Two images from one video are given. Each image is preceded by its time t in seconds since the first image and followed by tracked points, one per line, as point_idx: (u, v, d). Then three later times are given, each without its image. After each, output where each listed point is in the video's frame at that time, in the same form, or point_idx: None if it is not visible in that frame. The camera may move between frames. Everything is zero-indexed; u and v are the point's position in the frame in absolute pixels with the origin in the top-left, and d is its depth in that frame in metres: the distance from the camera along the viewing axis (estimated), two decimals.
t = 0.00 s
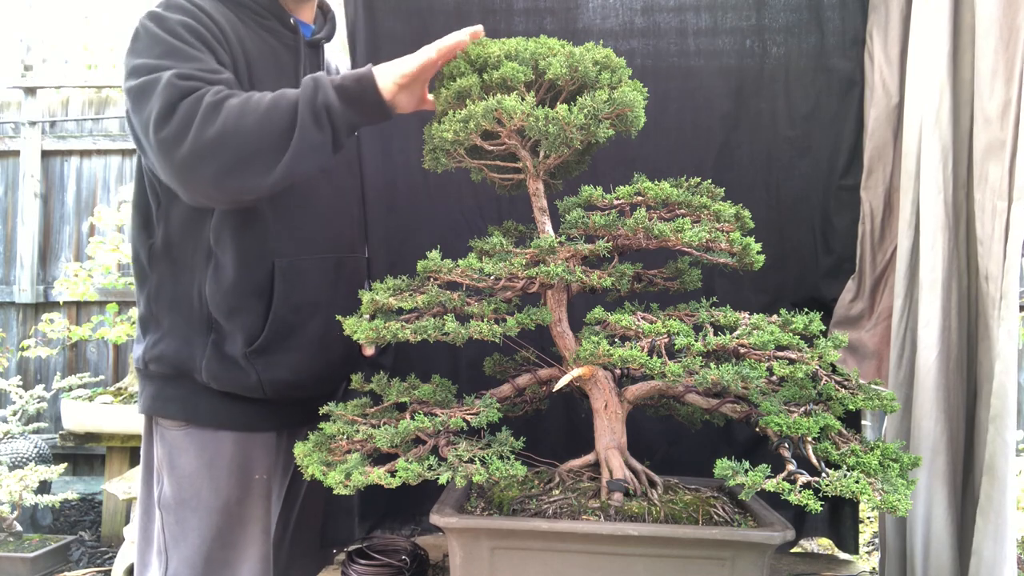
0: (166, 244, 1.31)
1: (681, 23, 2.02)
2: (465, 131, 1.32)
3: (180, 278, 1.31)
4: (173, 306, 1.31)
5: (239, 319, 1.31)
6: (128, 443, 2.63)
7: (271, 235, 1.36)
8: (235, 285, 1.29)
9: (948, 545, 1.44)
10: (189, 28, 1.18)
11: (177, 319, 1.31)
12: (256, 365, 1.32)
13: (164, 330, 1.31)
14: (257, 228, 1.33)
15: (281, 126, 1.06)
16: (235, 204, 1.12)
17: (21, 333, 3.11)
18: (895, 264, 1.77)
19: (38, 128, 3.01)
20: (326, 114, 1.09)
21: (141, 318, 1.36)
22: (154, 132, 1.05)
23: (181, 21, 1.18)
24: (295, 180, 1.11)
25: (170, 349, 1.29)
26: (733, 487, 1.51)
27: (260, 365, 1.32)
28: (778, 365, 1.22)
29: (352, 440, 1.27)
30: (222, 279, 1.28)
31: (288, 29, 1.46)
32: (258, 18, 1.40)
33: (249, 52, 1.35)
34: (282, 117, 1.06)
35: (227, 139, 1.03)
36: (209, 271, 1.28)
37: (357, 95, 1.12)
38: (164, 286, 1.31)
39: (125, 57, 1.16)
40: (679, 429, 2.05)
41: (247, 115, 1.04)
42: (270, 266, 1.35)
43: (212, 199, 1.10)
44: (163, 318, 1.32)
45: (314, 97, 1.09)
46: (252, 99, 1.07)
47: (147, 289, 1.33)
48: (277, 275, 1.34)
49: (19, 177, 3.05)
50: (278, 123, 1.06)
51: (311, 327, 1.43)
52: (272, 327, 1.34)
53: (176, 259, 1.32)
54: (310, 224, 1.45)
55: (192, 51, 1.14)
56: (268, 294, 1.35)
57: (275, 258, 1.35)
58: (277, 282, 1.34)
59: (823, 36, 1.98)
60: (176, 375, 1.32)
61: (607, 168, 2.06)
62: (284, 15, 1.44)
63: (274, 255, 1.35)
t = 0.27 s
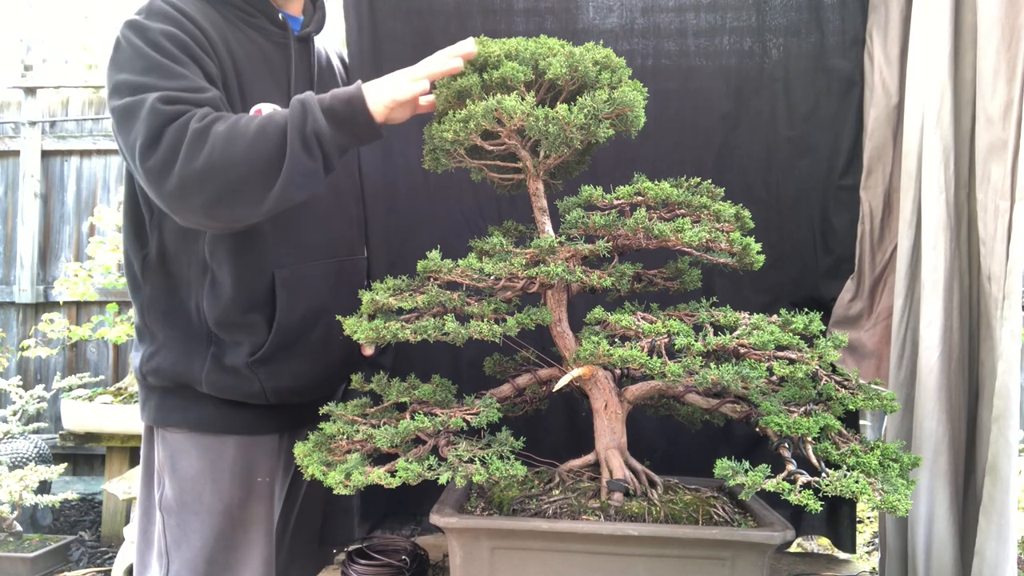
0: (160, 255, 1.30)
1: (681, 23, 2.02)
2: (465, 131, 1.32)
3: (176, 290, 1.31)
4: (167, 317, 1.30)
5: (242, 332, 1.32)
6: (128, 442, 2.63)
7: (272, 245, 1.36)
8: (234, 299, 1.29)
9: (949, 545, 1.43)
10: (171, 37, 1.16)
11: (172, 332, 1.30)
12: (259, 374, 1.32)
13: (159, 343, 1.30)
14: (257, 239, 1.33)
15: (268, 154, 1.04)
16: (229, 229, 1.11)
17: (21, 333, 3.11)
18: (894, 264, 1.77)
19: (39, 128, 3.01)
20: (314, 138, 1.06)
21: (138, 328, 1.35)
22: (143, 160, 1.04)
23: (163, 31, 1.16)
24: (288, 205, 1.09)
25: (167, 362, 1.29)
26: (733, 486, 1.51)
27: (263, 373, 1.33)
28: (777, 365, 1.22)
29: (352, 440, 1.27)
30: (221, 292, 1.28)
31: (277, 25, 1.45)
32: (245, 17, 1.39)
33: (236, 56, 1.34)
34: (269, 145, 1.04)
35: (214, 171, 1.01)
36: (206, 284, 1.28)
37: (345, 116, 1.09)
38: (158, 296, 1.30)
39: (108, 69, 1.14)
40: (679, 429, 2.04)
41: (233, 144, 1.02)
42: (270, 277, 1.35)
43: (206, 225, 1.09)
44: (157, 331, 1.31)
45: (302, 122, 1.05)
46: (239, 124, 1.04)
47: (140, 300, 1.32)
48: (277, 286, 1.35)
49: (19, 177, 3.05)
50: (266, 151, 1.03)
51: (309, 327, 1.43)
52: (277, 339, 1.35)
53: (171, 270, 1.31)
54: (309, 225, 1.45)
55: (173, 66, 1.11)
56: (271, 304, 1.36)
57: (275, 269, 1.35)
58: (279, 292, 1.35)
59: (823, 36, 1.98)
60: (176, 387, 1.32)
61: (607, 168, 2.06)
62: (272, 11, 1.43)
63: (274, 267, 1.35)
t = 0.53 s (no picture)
0: (156, 257, 1.30)
1: (681, 23, 2.02)
2: (465, 131, 1.32)
3: (172, 293, 1.31)
4: (163, 320, 1.30)
5: (242, 336, 1.32)
6: (128, 442, 2.63)
7: (272, 250, 1.36)
8: (233, 302, 1.29)
9: (949, 545, 1.43)
10: (166, 36, 1.15)
11: (168, 335, 1.29)
12: (259, 378, 1.33)
13: (154, 346, 1.29)
14: (256, 241, 1.33)
15: (266, 157, 1.03)
16: (226, 232, 1.10)
17: (21, 333, 3.11)
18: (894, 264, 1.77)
19: (39, 128, 3.01)
20: (313, 140, 1.06)
21: (133, 331, 1.34)
22: (138, 162, 1.03)
23: (157, 30, 1.15)
24: (286, 208, 1.09)
25: (165, 366, 1.28)
26: (733, 486, 1.51)
27: (263, 376, 1.33)
28: (778, 365, 1.22)
29: (352, 440, 1.27)
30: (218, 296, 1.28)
31: (272, 22, 1.45)
32: (241, 15, 1.40)
33: (232, 56, 1.34)
34: (267, 148, 1.03)
35: (211, 174, 1.01)
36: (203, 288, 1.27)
37: (343, 118, 1.10)
38: (154, 299, 1.30)
39: (101, 68, 1.13)
40: (679, 428, 2.04)
41: (231, 147, 1.01)
42: (268, 280, 1.35)
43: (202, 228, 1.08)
44: (153, 334, 1.29)
45: (300, 125, 1.05)
46: (237, 126, 1.04)
47: (136, 303, 1.31)
48: (276, 288, 1.35)
49: (19, 177, 3.05)
50: (264, 154, 1.03)
51: (308, 327, 1.43)
52: (276, 343, 1.34)
53: (168, 272, 1.31)
54: (308, 226, 1.45)
55: (169, 67, 1.11)
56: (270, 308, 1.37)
57: (274, 272, 1.36)
58: (278, 296, 1.35)
59: (823, 36, 1.98)
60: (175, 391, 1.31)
61: (607, 168, 2.06)
62: (266, 7, 1.43)
63: (272, 269, 1.36)
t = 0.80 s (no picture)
0: (155, 248, 1.30)
1: (681, 23, 2.02)
2: (465, 131, 1.32)
3: (169, 281, 1.30)
4: (162, 311, 1.30)
5: (235, 326, 1.31)
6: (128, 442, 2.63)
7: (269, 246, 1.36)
8: (229, 292, 1.29)
9: (949, 545, 1.43)
10: (176, 20, 1.16)
11: (167, 323, 1.29)
12: (253, 372, 1.33)
13: (153, 337, 1.29)
14: (252, 231, 1.33)
15: (282, 121, 1.05)
16: (233, 201, 1.11)
17: (20, 333, 3.11)
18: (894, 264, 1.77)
19: (39, 128, 3.01)
20: (326, 108, 1.08)
21: (128, 324, 1.34)
22: (148, 127, 1.03)
23: (169, 13, 1.16)
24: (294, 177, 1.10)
25: (160, 357, 1.27)
26: (733, 487, 1.51)
27: (257, 370, 1.33)
28: (778, 365, 1.22)
29: (352, 441, 1.27)
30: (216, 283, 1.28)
31: (277, 22, 1.45)
32: (249, 13, 1.39)
33: (238, 48, 1.34)
34: (281, 113, 1.05)
35: (226, 134, 1.02)
36: (201, 276, 1.28)
37: (356, 88, 1.12)
38: (153, 290, 1.30)
39: (111, 48, 1.14)
40: (679, 428, 2.04)
41: (247, 110, 1.03)
42: (264, 270, 1.35)
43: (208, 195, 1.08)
44: (151, 323, 1.30)
45: (315, 92, 1.08)
46: (252, 93, 1.06)
47: (135, 293, 1.31)
48: (272, 280, 1.35)
49: (19, 177, 3.05)
50: (280, 118, 1.05)
51: (307, 328, 1.43)
52: (267, 336, 1.34)
53: (165, 261, 1.30)
54: (307, 226, 1.45)
55: (180, 45, 1.12)
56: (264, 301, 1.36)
57: (270, 263, 1.36)
58: (272, 288, 1.35)
59: (823, 36, 1.98)
60: (168, 383, 1.31)
61: (607, 168, 2.05)
62: (273, 8, 1.43)
63: (268, 259, 1.35)
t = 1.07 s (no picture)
0: (156, 243, 1.30)
1: (681, 23, 2.02)
2: (465, 131, 1.32)
3: (172, 278, 1.31)
4: (164, 305, 1.31)
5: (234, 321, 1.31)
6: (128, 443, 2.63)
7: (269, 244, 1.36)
8: (230, 287, 1.29)
9: (949, 546, 1.43)
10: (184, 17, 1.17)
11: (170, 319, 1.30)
12: (253, 367, 1.32)
13: (156, 332, 1.30)
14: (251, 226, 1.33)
15: (298, 117, 1.08)
16: (244, 195, 1.11)
17: (20, 333, 3.11)
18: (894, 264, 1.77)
19: (39, 128, 3.01)
20: (339, 105, 1.12)
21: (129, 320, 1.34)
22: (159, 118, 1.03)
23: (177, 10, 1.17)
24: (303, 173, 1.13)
25: (162, 351, 1.28)
26: (733, 487, 1.51)
27: (256, 366, 1.33)
28: (778, 365, 1.22)
29: (352, 440, 1.27)
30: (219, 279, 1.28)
31: (280, 23, 1.45)
32: (250, 13, 1.39)
33: (242, 48, 1.34)
34: (297, 109, 1.08)
35: (245, 126, 1.03)
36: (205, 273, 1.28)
37: (367, 86, 1.16)
38: (156, 285, 1.31)
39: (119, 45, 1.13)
40: (678, 428, 2.04)
41: (265, 104, 1.05)
42: (263, 266, 1.34)
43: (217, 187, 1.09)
44: (155, 318, 1.31)
45: (329, 90, 1.11)
46: (267, 89, 1.08)
47: (138, 288, 1.32)
48: (270, 276, 1.34)
49: (18, 177, 3.05)
50: (296, 114, 1.08)
51: (306, 328, 1.43)
52: (266, 333, 1.34)
53: (168, 258, 1.31)
54: (306, 226, 1.45)
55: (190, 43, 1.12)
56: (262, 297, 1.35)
57: (269, 259, 1.35)
58: (270, 283, 1.34)
59: (823, 36, 1.98)
60: (168, 378, 1.31)
61: (607, 168, 2.05)
62: (276, 9, 1.43)
63: (266, 255, 1.35)
